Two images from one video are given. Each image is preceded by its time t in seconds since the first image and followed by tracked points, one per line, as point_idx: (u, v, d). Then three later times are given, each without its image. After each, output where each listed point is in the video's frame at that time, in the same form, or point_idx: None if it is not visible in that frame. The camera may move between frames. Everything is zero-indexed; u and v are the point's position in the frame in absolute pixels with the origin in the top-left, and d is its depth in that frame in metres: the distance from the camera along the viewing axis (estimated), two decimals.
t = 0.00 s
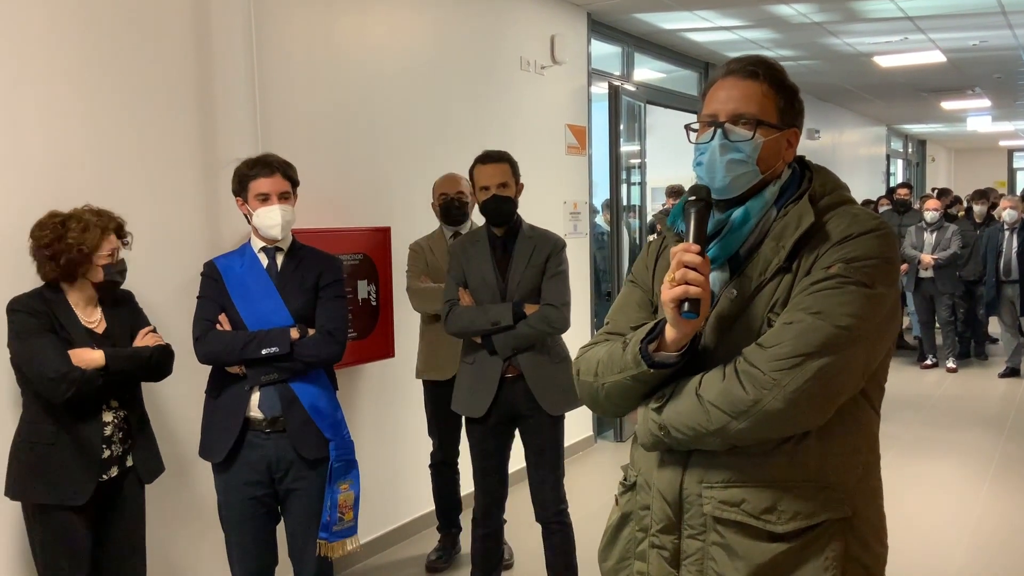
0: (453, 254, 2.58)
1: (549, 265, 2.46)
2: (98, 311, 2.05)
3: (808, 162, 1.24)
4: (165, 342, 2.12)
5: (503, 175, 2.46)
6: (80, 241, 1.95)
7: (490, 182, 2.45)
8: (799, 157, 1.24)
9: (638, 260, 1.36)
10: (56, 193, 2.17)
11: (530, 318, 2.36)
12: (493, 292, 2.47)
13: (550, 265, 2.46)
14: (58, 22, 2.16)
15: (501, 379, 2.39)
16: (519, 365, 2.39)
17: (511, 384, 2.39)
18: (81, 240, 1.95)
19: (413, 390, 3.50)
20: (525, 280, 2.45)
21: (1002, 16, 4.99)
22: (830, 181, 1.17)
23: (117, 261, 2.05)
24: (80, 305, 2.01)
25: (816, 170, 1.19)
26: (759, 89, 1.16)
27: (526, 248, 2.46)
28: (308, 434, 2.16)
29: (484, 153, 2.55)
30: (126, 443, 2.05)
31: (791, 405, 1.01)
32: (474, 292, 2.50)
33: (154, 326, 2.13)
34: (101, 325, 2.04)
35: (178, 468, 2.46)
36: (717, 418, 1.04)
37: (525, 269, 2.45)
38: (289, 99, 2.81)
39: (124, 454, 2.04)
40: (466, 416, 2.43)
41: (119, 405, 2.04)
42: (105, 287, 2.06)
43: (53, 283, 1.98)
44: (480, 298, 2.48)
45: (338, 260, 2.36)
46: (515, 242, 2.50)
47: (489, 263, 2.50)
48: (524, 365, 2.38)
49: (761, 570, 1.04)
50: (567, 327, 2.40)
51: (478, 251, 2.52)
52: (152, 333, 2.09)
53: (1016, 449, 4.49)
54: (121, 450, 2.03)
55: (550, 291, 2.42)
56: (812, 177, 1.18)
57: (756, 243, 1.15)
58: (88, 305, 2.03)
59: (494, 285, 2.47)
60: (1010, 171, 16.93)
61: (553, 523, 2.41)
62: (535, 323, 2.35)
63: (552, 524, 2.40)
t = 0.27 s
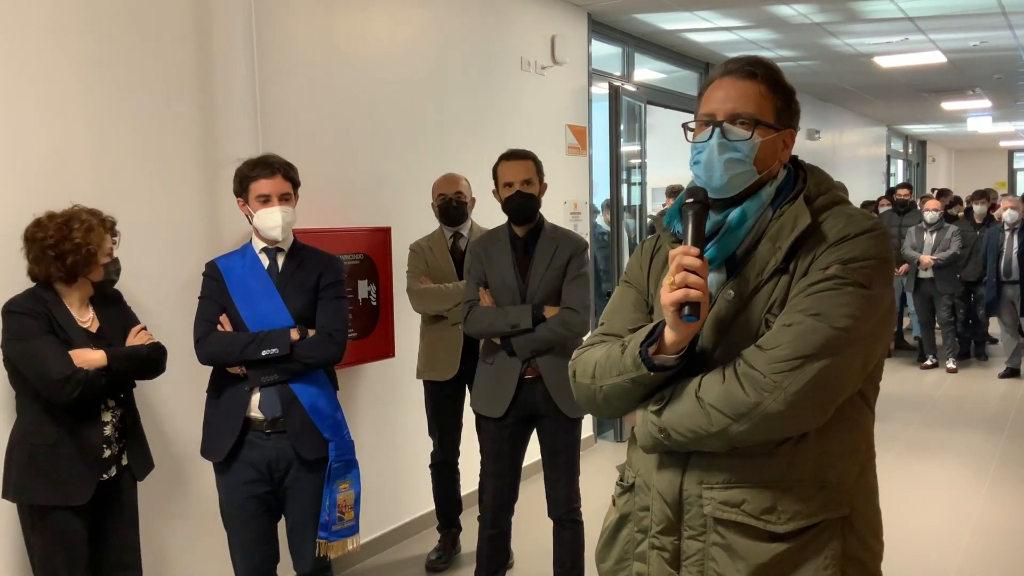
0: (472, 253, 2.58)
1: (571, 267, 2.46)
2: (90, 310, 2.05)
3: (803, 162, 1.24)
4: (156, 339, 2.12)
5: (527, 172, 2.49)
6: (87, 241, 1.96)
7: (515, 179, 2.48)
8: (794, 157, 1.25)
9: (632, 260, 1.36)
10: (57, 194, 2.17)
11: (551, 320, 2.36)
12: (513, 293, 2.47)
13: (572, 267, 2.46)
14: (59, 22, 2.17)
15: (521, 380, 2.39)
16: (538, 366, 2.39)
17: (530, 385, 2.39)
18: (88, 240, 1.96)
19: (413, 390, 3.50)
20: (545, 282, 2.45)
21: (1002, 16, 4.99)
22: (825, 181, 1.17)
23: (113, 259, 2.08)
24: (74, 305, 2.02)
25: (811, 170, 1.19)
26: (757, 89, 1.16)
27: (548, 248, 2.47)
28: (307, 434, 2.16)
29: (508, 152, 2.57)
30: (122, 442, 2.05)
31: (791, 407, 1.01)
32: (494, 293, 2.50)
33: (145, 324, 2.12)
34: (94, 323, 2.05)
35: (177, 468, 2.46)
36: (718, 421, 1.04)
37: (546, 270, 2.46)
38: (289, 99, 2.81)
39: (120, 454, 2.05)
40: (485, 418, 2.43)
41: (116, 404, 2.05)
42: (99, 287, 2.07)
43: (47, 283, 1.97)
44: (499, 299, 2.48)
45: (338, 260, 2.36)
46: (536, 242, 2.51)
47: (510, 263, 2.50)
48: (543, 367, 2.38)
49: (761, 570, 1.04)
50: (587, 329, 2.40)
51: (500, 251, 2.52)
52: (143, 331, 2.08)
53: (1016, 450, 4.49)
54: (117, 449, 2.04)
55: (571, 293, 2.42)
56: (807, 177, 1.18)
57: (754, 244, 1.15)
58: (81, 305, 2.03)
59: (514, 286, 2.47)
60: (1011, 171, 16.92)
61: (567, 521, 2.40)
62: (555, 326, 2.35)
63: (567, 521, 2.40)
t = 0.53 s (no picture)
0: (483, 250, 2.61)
1: (579, 268, 2.44)
2: (84, 310, 2.05)
3: (796, 160, 1.24)
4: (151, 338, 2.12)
5: (539, 173, 2.49)
6: (82, 242, 1.96)
7: (526, 179, 2.48)
8: (787, 156, 1.25)
9: (626, 259, 1.36)
10: (57, 192, 2.17)
11: (557, 322, 2.34)
12: (521, 291, 2.47)
13: (580, 269, 2.44)
14: (59, 21, 2.17)
15: (524, 378, 2.40)
16: (541, 366, 2.39)
17: (534, 382, 2.39)
18: (83, 240, 1.96)
19: (412, 389, 3.50)
20: (552, 282, 2.44)
21: (1003, 16, 4.98)
22: (819, 179, 1.17)
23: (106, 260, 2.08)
24: (68, 304, 2.02)
25: (804, 168, 1.19)
26: (751, 87, 1.16)
27: (557, 248, 2.46)
28: (307, 432, 2.16)
29: (520, 151, 2.57)
30: (118, 442, 2.06)
31: (787, 406, 1.01)
32: (502, 290, 2.51)
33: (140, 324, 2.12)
34: (89, 322, 2.05)
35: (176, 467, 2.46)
36: (714, 420, 1.04)
37: (554, 271, 2.44)
38: (289, 98, 2.81)
39: (116, 454, 2.05)
40: (488, 413, 2.45)
41: (112, 403, 2.05)
42: (92, 286, 2.08)
43: (41, 282, 1.97)
44: (507, 296, 2.49)
45: (339, 259, 2.36)
46: (547, 241, 2.51)
47: (519, 261, 2.50)
48: (546, 367, 2.37)
49: (759, 569, 1.04)
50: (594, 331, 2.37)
51: (510, 249, 2.54)
52: (139, 330, 2.08)
53: (1017, 450, 4.49)
54: (114, 450, 2.04)
55: (578, 295, 2.40)
56: (800, 175, 1.18)
57: (748, 243, 1.15)
58: (75, 304, 2.03)
59: (522, 285, 2.47)
60: (1011, 171, 16.92)
61: (569, 520, 2.41)
62: (560, 328, 2.33)
63: (568, 521, 2.40)
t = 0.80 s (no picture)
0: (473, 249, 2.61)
1: (572, 267, 2.45)
2: (80, 310, 2.06)
3: (788, 161, 1.25)
4: (149, 339, 2.13)
5: (532, 172, 2.50)
6: (77, 241, 1.97)
7: (518, 178, 2.48)
8: (778, 156, 1.25)
9: (621, 260, 1.37)
10: (56, 192, 2.18)
11: (549, 319, 2.36)
12: (513, 290, 2.48)
13: (573, 267, 2.45)
14: (59, 22, 2.17)
15: (517, 379, 2.41)
16: (533, 366, 2.39)
17: (525, 384, 2.40)
18: (78, 240, 1.97)
19: (413, 389, 3.51)
20: (545, 281, 2.44)
21: (1003, 17, 4.98)
22: (811, 180, 1.18)
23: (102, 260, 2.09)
24: (62, 304, 2.02)
25: (797, 169, 1.20)
26: (739, 91, 1.16)
27: (550, 247, 2.47)
28: (307, 431, 2.17)
29: (513, 150, 2.59)
30: (112, 444, 2.06)
31: (781, 406, 1.02)
32: (494, 289, 2.51)
33: (139, 325, 2.14)
34: (84, 323, 2.05)
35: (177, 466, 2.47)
36: (708, 421, 1.05)
37: (546, 270, 2.45)
38: (289, 99, 2.82)
39: (111, 455, 2.05)
40: (480, 414, 2.46)
41: (106, 405, 2.06)
42: (89, 287, 2.08)
43: (36, 282, 1.98)
44: (499, 295, 2.49)
45: (339, 259, 2.37)
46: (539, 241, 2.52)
47: (511, 260, 2.51)
48: (538, 366, 2.38)
49: (754, 569, 1.05)
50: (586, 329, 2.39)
51: (502, 249, 2.54)
52: (136, 332, 2.09)
53: (1016, 450, 4.49)
54: (108, 451, 2.05)
55: (571, 293, 2.41)
56: (793, 176, 1.18)
57: (741, 244, 1.15)
58: (70, 305, 2.04)
59: (514, 284, 2.48)
60: (1011, 172, 16.92)
61: (563, 522, 2.41)
62: (554, 324, 2.35)
63: (563, 522, 2.41)
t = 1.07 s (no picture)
0: (455, 249, 2.60)
1: (554, 266, 2.48)
2: (74, 310, 2.06)
3: (780, 160, 1.25)
4: (145, 339, 2.13)
5: (516, 167, 2.54)
6: (72, 240, 1.98)
7: (503, 172, 2.52)
8: (769, 156, 1.26)
9: (614, 261, 1.37)
10: (56, 191, 2.19)
11: (532, 317, 2.37)
12: (496, 289, 2.49)
13: (555, 266, 2.47)
14: (59, 22, 2.18)
15: (501, 380, 2.42)
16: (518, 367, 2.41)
17: (509, 385, 2.42)
18: (73, 238, 1.98)
19: (412, 388, 3.51)
20: (528, 280, 2.47)
21: (1004, 17, 4.97)
22: (802, 180, 1.18)
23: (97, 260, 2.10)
24: (56, 304, 2.02)
25: (787, 169, 1.20)
26: (731, 90, 1.17)
27: (532, 246, 2.48)
28: (307, 429, 2.17)
29: (497, 150, 2.63)
30: (108, 444, 2.06)
31: (772, 408, 1.02)
32: (476, 289, 2.52)
33: (135, 325, 2.14)
34: (78, 323, 2.05)
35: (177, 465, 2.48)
36: (701, 423, 1.05)
37: (529, 269, 2.47)
38: (288, 98, 2.82)
39: (106, 456, 2.05)
40: (465, 414, 2.46)
41: (101, 405, 2.05)
42: (84, 286, 2.07)
43: (30, 281, 1.98)
44: (481, 295, 2.50)
45: (339, 258, 2.37)
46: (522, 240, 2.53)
47: (494, 259, 2.52)
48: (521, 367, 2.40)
49: (748, 569, 1.05)
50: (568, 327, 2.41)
51: (485, 249, 2.54)
52: (131, 332, 2.09)
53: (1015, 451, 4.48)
54: (103, 452, 2.05)
55: (552, 291, 2.43)
56: (784, 176, 1.19)
57: (732, 245, 1.16)
58: (64, 304, 2.04)
59: (497, 281, 2.49)
60: (1011, 172, 16.91)
61: (554, 523, 2.42)
62: (536, 323, 2.36)
63: (554, 523, 2.42)
